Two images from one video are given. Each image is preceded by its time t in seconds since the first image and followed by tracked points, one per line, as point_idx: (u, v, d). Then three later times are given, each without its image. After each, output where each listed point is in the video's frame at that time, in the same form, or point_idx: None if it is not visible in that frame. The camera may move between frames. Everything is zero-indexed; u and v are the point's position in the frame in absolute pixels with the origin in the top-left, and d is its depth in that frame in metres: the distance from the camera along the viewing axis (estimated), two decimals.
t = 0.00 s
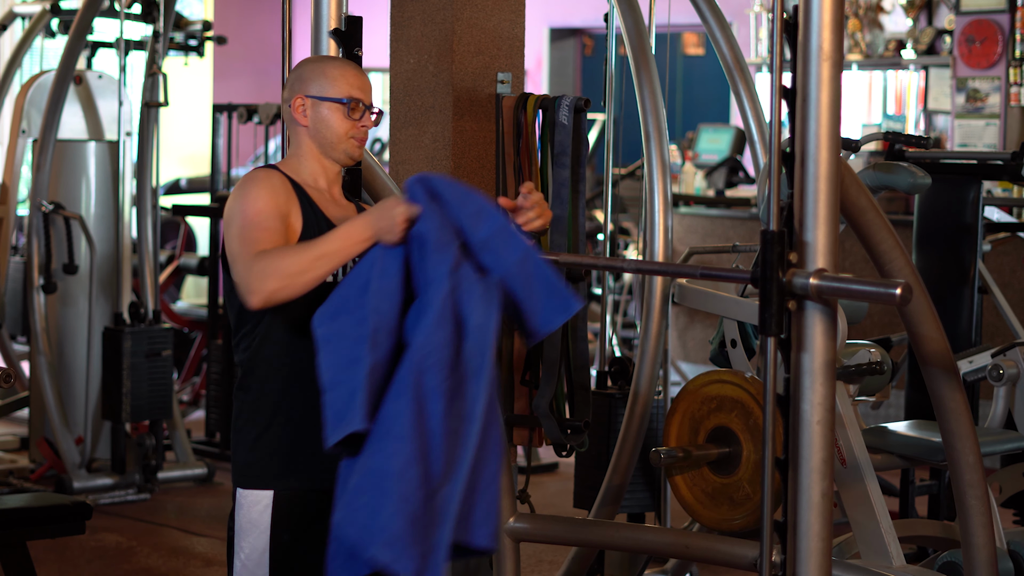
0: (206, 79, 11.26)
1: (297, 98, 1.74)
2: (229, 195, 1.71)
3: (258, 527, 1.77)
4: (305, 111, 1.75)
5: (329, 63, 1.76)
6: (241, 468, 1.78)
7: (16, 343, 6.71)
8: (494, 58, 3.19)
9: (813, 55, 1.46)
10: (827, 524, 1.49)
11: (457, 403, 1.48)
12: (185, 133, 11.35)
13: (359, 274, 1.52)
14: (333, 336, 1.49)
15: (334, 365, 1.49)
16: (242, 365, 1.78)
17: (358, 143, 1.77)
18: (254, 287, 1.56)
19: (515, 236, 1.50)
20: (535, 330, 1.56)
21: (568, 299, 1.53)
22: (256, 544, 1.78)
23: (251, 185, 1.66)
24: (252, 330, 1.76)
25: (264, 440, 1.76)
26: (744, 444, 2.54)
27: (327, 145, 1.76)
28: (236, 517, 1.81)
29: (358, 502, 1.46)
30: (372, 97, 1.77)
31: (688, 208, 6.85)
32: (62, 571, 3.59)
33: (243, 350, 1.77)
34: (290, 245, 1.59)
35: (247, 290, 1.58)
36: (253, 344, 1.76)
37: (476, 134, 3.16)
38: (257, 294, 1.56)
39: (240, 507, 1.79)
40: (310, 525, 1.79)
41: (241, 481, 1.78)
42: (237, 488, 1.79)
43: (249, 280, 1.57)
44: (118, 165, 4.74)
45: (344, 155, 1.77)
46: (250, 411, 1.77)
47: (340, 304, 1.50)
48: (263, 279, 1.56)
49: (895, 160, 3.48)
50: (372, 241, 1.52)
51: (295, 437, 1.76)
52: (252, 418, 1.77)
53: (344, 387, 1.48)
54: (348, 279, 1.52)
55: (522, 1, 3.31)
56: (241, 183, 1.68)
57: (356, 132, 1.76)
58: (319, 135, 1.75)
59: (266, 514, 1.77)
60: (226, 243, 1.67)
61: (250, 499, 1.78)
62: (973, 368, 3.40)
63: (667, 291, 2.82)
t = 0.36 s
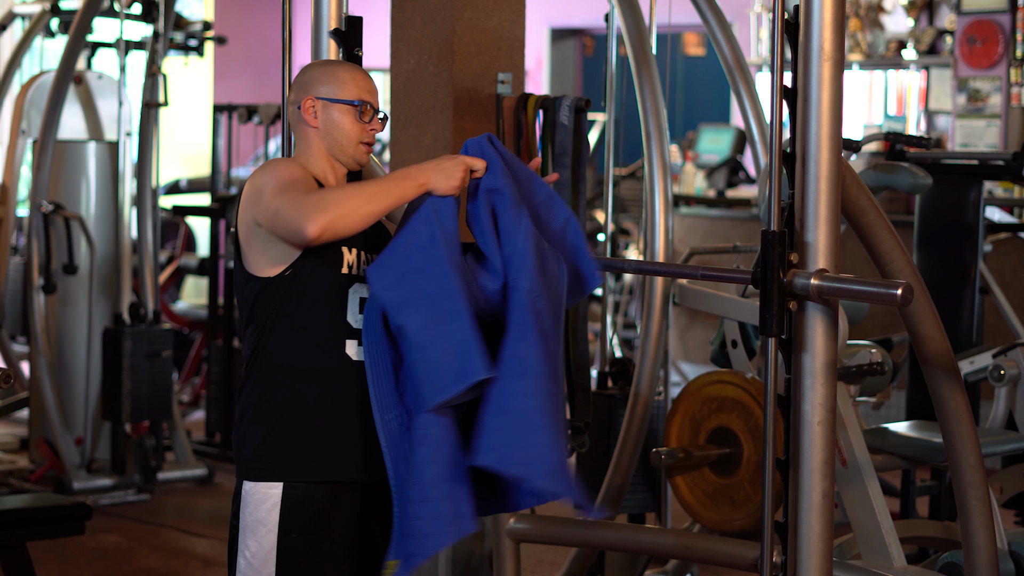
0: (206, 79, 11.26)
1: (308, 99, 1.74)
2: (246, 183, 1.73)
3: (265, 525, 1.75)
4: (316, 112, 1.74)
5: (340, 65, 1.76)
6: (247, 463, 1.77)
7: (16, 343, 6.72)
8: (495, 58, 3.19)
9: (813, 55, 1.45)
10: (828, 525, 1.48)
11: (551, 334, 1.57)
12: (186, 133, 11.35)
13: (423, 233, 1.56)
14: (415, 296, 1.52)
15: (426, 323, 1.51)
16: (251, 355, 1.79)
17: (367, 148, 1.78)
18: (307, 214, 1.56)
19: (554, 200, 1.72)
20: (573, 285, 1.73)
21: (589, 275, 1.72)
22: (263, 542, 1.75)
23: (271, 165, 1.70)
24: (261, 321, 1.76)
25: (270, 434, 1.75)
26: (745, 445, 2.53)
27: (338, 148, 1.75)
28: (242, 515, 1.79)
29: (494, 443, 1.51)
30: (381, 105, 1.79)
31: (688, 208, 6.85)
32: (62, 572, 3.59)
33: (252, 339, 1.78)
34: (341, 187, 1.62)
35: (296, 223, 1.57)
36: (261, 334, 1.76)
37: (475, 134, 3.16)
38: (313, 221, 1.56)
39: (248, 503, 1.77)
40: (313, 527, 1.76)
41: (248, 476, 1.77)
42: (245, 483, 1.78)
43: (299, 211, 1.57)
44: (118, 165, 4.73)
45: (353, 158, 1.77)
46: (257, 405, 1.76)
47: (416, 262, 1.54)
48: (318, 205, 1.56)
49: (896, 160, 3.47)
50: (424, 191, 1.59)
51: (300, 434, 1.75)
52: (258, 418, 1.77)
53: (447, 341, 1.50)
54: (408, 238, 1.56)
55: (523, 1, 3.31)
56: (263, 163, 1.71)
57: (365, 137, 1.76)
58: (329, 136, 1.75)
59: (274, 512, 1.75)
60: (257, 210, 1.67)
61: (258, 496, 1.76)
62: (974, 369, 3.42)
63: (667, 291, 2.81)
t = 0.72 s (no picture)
0: (206, 78, 11.24)
1: (320, 99, 1.74)
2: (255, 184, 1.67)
3: (272, 527, 1.72)
4: (328, 111, 1.74)
5: (351, 65, 1.77)
6: (253, 465, 1.73)
7: (16, 343, 6.72)
8: (495, 58, 3.18)
9: (814, 55, 1.45)
10: (828, 525, 1.48)
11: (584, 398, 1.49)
12: (186, 133, 11.36)
13: (433, 312, 1.41)
14: (442, 379, 1.39)
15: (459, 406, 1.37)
16: (259, 356, 1.75)
17: (378, 147, 1.77)
18: (294, 265, 1.48)
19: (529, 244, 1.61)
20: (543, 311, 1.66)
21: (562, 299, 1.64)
22: (271, 543, 1.72)
23: (283, 175, 1.62)
24: (271, 323, 1.73)
25: (278, 436, 1.72)
26: (745, 445, 2.53)
27: (350, 146, 1.75)
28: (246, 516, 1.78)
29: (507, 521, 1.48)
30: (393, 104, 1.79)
31: (688, 208, 6.85)
32: (61, 572, 3.59)
33: (260, 338, 1.75)
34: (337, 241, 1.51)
35: (284, 270, 1.50)
36: (271, 334, 1.73)
37: (475, 134, 3.16)
38: (299, 275, 1.47)
39: (255, 504, 1.74)
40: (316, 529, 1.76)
41: (255, 477, 1.74)
42: (252, 484, 1.74)
43: (293, 258, 1.49)
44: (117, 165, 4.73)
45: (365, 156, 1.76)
46: (264, 405, 1.73)
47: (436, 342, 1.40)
48: (310, 259, 1.48)
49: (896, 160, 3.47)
50: (421, 261, 1.44)
51: (310, 437, 1.71)
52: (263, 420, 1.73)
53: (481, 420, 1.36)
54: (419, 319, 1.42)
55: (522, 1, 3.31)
56: (274, 172, 1.65)
57: (378, 135, 1.76)
58: (342, 134, 1.75)
59: (282, 514, 1.72)
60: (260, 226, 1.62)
61: (265, 497, 1.73)
62: (975, 369, 3.41)
63: (667, 291, 2.81)
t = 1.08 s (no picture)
0: (206, 78, 11.23)
1: (327, 97, 1.73)
2: (265, 191, 1.63)
3: (275, 528, 1.70)
4: (335, 110, 1.73)
5: (356, 60, 1.76)
6: (256, 467, 1.72)
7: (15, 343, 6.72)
8: (494, 58, 3.18)
9: (813, 55, 1.45)
10: (828, 524, 1.48)
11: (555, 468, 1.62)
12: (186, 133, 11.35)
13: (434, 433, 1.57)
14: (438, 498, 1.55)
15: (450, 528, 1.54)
16: (264, 358, 1.76)
17: (384, 144, 1.78)
18: (314, 327, 1.55)
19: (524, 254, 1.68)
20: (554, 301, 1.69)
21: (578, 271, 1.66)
22: (272, 545, 1.69)
23: (294, 198, 1.59)
24: (276, 326, 1.73)
25: (281, 440, 1.70)
26: (745, 446, 2.53)
27: (357, 145, 1.76)
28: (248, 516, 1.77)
29: None
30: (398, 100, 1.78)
31: (688, 208, 6.85)
32: (61, 572, 3.59)
33: (265, 341, 1.76)
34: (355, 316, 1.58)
35: (299, 322, 1.57)
36: (276, 338, 1.73)
37: (475, 134, 3.16)
38: (315, 336, 1.56)
39: (258, 506, 1.71)
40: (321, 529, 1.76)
41: (258, 478, 1.72)
42: (256, 486, 1.72)
43: (308, 313, 1.55)
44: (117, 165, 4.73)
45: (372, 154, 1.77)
46: (269, 407, 1.72)
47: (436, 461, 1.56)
48: (330, 324, 1.55)
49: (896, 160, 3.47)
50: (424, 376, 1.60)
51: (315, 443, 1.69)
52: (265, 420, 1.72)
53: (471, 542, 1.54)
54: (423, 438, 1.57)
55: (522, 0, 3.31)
56: (287, 189, 1.60)
57: (384, 133, 1.76)
58: (348, 133, 1.75)
59: (285, 516, 1.69)
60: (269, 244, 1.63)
61: (270, 499, 1.70)
62: (974, 369, 3.41)
63: (667, 291, 2.81)
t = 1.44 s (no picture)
0: (206, 78, 11.23)
1: (332, 97, 1.73)
2: (272, 194, 1.63)
3: (289, 531, 1.72)
4: (340, 110, 1.73)
5: (360, 60, 1.76)
6: (267, 469, 1.73)
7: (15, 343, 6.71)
8: (494, 58, 3.18)
9: (813, 55, 1.45)
10: (828, 524, 1.48)
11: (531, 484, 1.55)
12: (186, 132, 11.33)
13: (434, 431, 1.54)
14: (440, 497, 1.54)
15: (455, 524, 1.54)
16: (275, 361, 1.77)
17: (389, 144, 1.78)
18: (298, 335, 1.54)
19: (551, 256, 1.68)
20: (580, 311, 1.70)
21: (600, 279, 1.67)
22: (287, 547, 1.72)
23: (299, 204, 1.58)
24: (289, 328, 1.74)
25: (296, 443, 1.72)
26: (745, 445, 2.53)
27: (362, 145, 1.75)
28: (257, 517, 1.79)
29: None
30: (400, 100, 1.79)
31: (687, 208, 6.85)
32: (61, 571, 3.59)
33: (276, 343, 1.76)
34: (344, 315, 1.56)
35: (285, 327, 1.56)
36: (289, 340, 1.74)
37: (474, 134, 3.16)
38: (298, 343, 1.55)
39: (271, 508, 1.73)
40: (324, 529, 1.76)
41: (270, 481, 1.73)
42: (268, 488, 1.74)
43: (294, 318, 1.55)
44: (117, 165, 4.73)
45: (377, 154, 1.77)
46: (283, 409, 1.74)
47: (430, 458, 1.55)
48: (314, 331, 1.54)
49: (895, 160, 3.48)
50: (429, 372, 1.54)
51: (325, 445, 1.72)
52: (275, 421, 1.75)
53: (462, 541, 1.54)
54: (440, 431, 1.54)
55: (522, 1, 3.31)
56: (294, 196, 1.60)
57: (388, 133, 1.76)
58: (354, 134, 1.74)
59: (299, 518, 1.72)
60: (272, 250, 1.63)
61: (284, 501, 1.72)
62: (974, 369, 3.40)
63: (667, 291, 2.81)
